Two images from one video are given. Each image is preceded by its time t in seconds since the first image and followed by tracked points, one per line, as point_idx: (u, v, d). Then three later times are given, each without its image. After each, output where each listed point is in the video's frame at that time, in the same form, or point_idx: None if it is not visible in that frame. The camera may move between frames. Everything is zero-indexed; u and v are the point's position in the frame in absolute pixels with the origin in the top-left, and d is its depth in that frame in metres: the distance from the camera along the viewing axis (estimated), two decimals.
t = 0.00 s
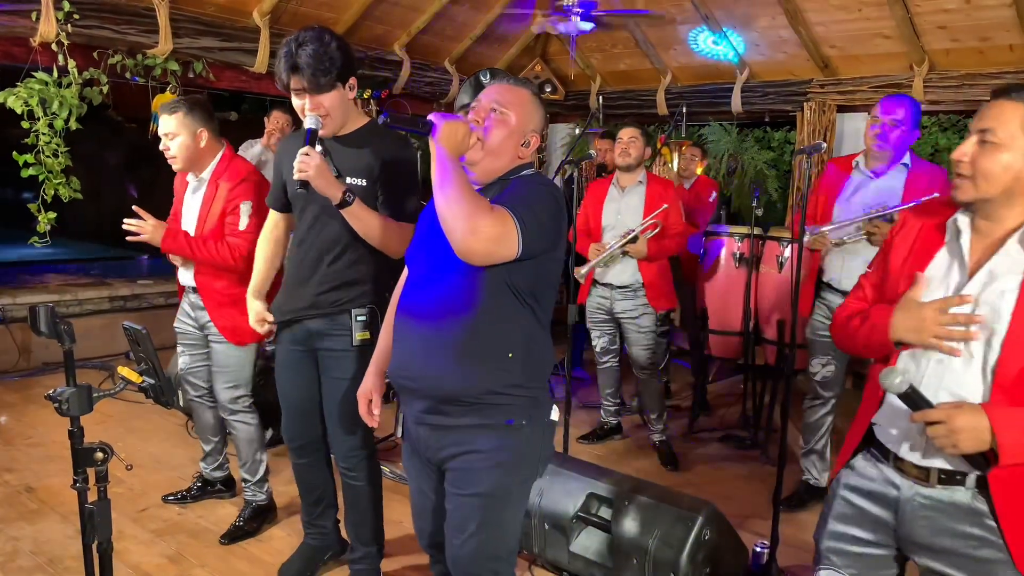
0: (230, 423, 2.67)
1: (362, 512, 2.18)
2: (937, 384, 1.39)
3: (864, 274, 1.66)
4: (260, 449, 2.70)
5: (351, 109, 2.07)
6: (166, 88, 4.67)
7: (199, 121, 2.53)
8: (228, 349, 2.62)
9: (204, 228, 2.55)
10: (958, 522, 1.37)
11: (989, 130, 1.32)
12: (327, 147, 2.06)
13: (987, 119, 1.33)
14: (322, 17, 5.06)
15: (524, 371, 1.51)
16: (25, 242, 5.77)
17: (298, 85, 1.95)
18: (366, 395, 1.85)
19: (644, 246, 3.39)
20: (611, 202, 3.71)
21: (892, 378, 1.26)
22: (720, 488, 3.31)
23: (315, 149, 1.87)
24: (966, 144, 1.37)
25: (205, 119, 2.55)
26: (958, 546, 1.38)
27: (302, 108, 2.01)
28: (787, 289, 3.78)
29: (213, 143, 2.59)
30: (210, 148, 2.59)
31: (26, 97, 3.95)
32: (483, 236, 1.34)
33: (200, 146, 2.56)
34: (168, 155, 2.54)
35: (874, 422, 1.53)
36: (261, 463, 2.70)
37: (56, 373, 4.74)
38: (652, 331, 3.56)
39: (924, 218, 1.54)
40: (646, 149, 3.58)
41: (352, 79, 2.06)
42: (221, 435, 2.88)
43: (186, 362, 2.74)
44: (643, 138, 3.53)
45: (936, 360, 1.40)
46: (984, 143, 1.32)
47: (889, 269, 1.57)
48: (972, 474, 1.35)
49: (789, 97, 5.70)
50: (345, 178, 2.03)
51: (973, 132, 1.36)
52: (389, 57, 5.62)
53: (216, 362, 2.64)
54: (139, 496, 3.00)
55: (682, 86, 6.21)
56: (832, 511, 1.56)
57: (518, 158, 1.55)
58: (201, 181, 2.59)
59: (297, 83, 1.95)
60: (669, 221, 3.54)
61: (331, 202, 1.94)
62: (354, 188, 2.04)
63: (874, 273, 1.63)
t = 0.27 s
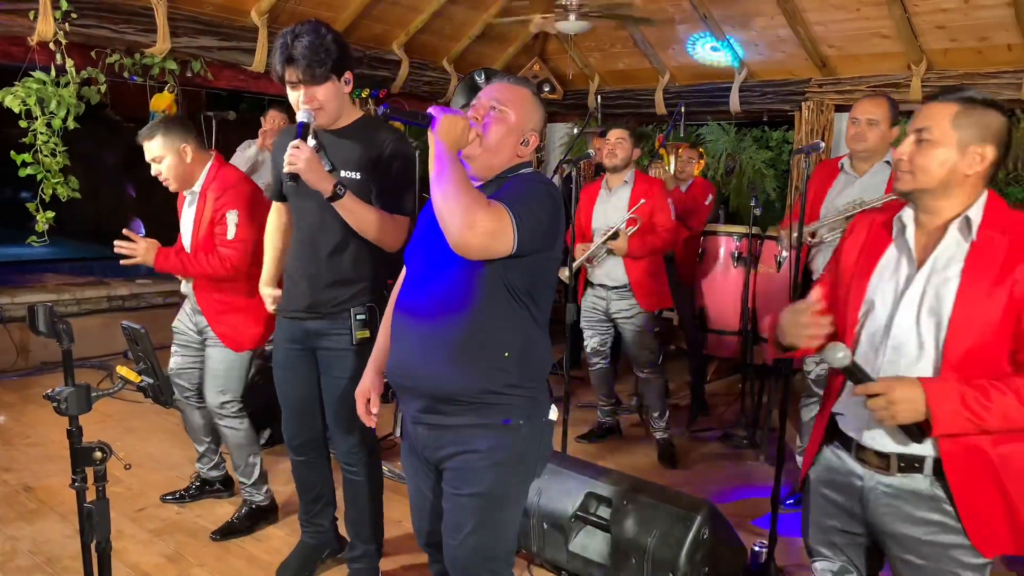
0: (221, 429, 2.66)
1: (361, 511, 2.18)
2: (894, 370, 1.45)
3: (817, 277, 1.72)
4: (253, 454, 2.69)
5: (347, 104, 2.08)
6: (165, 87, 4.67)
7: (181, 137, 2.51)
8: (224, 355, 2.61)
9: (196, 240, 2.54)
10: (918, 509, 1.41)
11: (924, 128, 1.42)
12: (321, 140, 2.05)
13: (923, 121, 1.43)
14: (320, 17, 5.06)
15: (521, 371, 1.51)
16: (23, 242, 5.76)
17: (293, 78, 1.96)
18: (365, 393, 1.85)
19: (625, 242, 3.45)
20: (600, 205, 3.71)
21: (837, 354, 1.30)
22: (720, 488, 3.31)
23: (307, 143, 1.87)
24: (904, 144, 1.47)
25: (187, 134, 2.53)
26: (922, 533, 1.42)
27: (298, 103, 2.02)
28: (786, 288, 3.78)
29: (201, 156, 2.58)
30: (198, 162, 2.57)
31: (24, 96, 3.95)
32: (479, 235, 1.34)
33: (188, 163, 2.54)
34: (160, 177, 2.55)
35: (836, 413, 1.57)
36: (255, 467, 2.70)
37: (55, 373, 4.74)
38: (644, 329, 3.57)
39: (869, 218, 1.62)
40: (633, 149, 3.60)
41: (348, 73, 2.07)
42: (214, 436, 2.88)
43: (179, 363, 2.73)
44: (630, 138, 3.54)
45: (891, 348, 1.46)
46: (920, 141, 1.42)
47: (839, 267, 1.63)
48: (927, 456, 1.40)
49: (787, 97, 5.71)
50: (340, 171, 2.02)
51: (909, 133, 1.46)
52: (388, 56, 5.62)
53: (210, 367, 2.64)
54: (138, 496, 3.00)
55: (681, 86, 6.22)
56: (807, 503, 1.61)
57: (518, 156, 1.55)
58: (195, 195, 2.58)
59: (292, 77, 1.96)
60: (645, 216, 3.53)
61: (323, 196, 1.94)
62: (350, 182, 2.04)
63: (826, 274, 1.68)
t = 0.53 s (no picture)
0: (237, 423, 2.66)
1: (362, 511, 2.18)
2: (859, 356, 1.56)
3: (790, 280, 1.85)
4: (265, 451, 2.68)
5: (343, 104, 2.07)
6: (165, 88, 4.67)
7: (164, 140, 2.51)
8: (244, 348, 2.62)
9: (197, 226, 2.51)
10: (888, 493, 1.50)
11: (868, 133, 1.57)
12: (320, 143, 2.06)
13: (868, 126, 1.58)
14: (320, 17, 5.06)
15: (522, 373, 1.51)
16: (23, 242, 5.75)
17: (287, 81, 1.96)
18: (370, 397, 1.85)
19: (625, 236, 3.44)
20: (608, 202, 3.72)
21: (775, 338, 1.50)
22: (721, 488, 3.31)
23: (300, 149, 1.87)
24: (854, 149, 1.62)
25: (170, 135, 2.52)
26: (895, 516, 1.50)
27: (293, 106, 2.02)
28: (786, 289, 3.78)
29: (189, 155, 2.56)
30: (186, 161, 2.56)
31: (25, 97, 3.95)
32: (481, 249, 1.32)
33: (175, 165, 2.54)
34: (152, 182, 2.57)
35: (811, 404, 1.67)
36: (266, 464, 2.69)
37: (55, 374, 4.73)
38: (650, 330, 3.56)
39: (831, 219, 1.75)
40: (641, 145, 3.58)
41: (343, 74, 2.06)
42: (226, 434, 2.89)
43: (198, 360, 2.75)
44: (637, 135, 3.52)
45: (854, 337, 1.57)
46: (865, 144, 1.57)
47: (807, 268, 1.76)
48: (893, 442, 1.50)
49: (787, 97, 5.71)
50: (337, 176, 2.03)
51: (857, 139, 1.61)
52: (388, 56, 5.62)
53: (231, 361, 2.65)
54: (139, 496, 3.00)
55: (680, 86, 6.22)
56: (794, 493, 1.70)
57: (516, 157, 1.55)
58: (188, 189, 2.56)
59: (286, 82, 1.96)
60: (645, 212, 3.55)
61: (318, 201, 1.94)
62: (348, 185, 2.04)
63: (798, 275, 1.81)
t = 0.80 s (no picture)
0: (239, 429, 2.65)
1: (364, 511, 2.18)
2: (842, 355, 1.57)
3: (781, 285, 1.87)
4: (267, 456, 2.67)
5: (348, 107, 2.07)
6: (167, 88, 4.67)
7: (165, 154, 2.51)
8: (247, 353, 2.61)
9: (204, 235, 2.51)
10: (880, 484, 1.50)
11: (833, 138, 1.57)
12: (324, 146, 2.08)
13: (833, 131, 1.58)
14: (322, 17, 5.06)
15: (524, 373, 1.51)
16: (26, 243, 5.76)
17: (290, 84, 1.97)
18: (376, 396, 1.85)
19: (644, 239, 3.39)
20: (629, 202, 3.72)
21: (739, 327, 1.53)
22: (723, 488, 3.30)
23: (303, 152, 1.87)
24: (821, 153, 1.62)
25: (171, 148, 2.52)
26: (887, 507, 1.50)
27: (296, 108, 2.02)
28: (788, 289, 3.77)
29: (188, 167, 2.56)
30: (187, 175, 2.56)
31: (27, 98, 3.95)
32: (484, 259, 1.32)
33: (175, 179, 2.54)
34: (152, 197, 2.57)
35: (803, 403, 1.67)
36: (267, 470, 2.68)
37: (57, 374, 4.74)
38: (673, 337, 3.58)
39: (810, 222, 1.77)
40: (662, 146, 3.58)
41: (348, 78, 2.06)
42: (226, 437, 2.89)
43: (200, 365, 2.76)
44: (657, 136, 3.52)
45: (836, 336, 1.57)
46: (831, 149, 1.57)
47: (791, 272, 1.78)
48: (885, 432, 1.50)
49: (789, 97, 5.71)
50: (342, 179, 2.04)
51: (823, 144, 1.61)
52: (390, 57, 5.62)
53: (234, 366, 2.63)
54: (142, 496, 3.00)
55: (682, 86, 6.22)
56: (788, 488, 1.70)
57: (514, 160, 1.55)
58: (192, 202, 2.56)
59: (290, 85, 1.96)
60: (667, 212, 3.54)
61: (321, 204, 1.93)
62: (352, 188, 2.05)
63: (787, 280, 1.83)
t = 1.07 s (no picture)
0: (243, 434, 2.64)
1: (366, 511, 2.18)
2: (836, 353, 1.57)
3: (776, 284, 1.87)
4: (270, 459, 2.68)
5: (349, 110, 2.07)
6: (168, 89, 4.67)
7: (169, 153, 2.49)
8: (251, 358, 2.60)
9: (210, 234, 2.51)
10: (879, 479, 1.50)
11: (818, 141, 1.56)
12: (330, 148, 2.09)
13: (817, 133, 1.57)
14: (323, 17, 5.05)
15: (527, 374, 1.50)
16: (27, 243, 5.76)
17: (293, 88, 1.96)
18: (378, 395, 1.85)
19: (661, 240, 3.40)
20: (646, 202, 3.72)
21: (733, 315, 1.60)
22: (725, 488, 3.30)
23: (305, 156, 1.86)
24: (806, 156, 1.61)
25: (176, 147, 2.51)
26: (886, 502, 1.50)
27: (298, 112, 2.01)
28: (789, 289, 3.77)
29: (193, 167, 2.54)
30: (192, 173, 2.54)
31: (28, 98, 3.95)
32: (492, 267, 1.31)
33: (179, 178, 2.53)
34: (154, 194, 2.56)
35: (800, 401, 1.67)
36: (270, 473, 2.69)
37: (59, 374, 4.74)
38: (683, 338, 3.57)
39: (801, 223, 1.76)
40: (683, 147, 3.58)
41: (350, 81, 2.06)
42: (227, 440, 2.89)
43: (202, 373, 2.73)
44: (678, 136, 3.53)
45: (829, 336, 1.57)
46: (816, 152, 1.56)
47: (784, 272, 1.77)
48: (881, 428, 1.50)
49: (790, 97, 5.71)
50: (344, 180, 2.05)
51: (808, 147, 1.60)
52: (390, 56, 5.62)
53: (238, 372, 2.62)
54: (143, 496, 3.00)
55: (682, 86, 6.22)
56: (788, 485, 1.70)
57: (514, 162, 1.54)
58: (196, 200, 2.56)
59: (293, 89, 1.96)
60: (686, 216, 3.53)
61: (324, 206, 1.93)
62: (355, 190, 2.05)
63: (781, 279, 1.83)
